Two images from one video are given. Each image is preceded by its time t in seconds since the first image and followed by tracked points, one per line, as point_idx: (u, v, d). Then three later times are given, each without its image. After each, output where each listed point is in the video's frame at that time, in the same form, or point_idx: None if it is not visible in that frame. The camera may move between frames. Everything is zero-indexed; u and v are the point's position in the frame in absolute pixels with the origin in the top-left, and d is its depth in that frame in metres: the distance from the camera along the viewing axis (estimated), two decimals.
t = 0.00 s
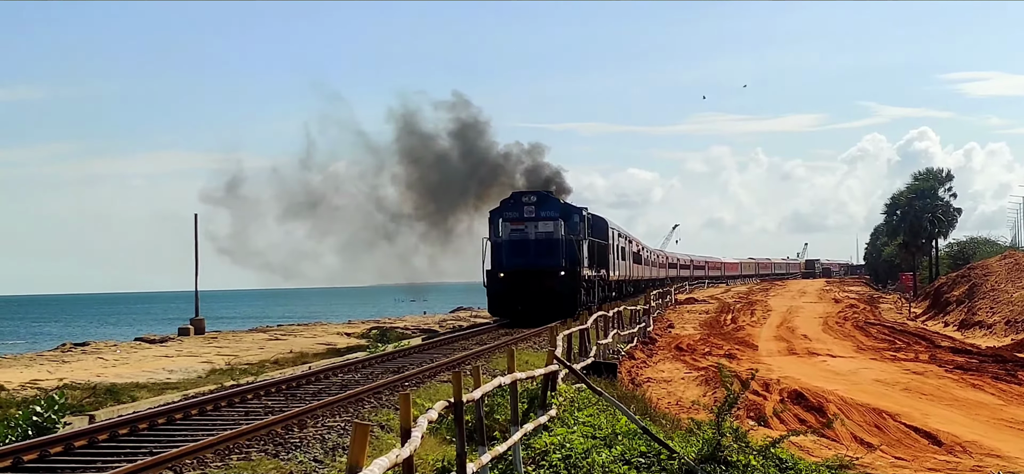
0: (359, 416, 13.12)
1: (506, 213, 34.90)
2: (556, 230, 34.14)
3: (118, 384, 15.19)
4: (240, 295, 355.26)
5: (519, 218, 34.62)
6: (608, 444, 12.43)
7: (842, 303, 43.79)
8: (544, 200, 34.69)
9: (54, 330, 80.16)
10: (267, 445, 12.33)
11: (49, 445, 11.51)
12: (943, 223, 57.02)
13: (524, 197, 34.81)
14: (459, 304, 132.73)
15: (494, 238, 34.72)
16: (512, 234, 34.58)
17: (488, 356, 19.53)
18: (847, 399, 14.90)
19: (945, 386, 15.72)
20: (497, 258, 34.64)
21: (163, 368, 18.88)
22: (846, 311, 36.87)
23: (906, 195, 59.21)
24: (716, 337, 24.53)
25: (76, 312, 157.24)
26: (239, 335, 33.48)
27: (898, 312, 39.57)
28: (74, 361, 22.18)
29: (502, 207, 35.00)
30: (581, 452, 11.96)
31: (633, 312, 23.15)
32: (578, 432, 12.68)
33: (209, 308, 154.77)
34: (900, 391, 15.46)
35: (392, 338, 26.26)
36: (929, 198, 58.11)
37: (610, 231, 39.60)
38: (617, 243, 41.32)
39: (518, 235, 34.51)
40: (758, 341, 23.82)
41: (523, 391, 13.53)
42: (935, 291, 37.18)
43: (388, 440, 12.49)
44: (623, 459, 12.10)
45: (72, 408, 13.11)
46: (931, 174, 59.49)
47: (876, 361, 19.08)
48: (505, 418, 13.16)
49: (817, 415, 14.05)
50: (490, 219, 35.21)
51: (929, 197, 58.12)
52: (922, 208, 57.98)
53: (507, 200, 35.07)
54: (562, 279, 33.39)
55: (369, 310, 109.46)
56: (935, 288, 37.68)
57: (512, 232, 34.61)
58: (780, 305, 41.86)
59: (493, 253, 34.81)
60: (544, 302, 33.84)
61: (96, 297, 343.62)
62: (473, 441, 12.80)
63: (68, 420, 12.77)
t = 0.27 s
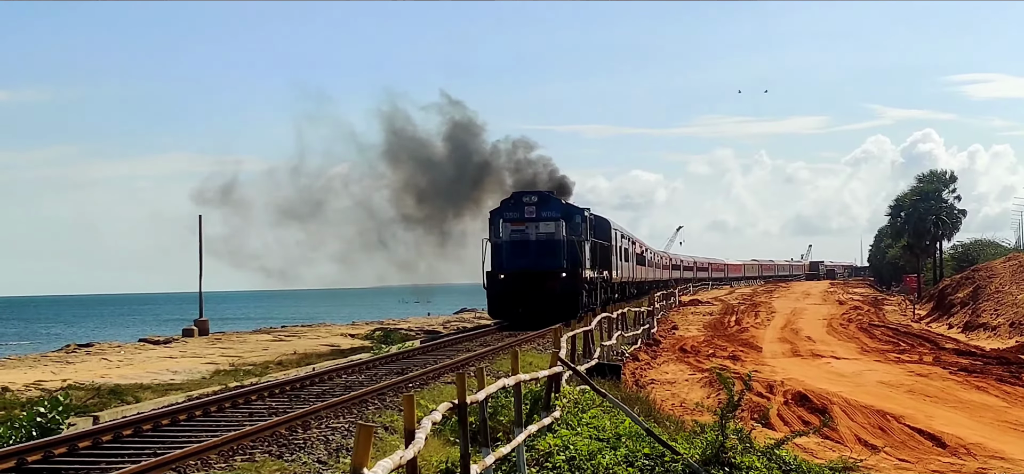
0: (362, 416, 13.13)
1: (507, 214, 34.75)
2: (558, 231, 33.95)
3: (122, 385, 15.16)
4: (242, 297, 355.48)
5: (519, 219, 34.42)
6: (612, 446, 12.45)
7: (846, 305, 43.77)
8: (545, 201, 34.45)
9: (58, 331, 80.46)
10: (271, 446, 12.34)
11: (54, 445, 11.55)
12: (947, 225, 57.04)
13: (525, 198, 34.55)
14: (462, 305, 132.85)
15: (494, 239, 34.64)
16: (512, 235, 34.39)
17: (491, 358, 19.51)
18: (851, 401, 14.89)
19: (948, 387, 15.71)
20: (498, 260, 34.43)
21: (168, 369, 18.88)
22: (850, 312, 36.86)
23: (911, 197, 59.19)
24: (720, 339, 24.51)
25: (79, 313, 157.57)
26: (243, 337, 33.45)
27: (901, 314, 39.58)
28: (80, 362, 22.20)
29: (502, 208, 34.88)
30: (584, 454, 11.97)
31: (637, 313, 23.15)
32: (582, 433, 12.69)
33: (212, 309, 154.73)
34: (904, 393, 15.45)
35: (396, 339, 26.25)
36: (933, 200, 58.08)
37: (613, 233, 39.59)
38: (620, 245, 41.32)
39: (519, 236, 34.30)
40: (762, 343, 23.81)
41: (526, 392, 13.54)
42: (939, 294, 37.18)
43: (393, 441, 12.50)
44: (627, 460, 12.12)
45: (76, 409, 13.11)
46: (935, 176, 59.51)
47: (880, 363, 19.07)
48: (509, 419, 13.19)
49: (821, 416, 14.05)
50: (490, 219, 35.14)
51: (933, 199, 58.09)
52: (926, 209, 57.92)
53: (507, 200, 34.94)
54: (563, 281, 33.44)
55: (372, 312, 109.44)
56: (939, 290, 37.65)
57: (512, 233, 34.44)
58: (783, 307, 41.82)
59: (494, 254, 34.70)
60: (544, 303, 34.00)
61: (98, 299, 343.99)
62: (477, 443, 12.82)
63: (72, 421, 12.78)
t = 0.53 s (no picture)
0: (374, 411, 13.48)
1: (511, 213, 35.12)
2: (561, 230, 34.25)
3: (140, 379, 15.51)
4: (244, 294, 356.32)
5: (523, 218, 34.76)
6: (617, 440, 12.79)
7: (846, 304, 44.11)
8: (549, 200, 34.74)
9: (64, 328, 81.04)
10: (285, 439, 12.70)
11: (73, 439, 12.04)
12: (945, 226, 57.31)
13: (528, 197, 34.86)
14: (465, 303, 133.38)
15: (498, 238, 34.94)
16: (516, 234, 34.70)
17: (500, 354, 19.85)
18: (850, 397, 15.21)
19: (946, 385, 16.04)
20: (501, 258, 34.66)
21: (184, 364, 19.24)
22: (849, 311, 37.22)
23: (910, 199, 59.45)
24: (723, 337, 24.83)
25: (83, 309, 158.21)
26: (256, 332, 33.89)
27: (899, 312, 39.91)
28: (98, 356, 22.58)
29: (507, 207, 35.26)
30: (590, 448, 12.31)
31: (641, 312, 23.48)
32: (587, 428, 13.04)
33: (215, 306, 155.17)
34: (903, 390, 15.76)
35: (406, 336, 26.58)
36: (931, 201, 58.28)
37: (616, 232, 39.94)
38: (624, 244, 41.68)
39: (522, 235, 34.63)
40: (764, 340, 24.15)
41: (534, 387, 13.88)
42: (936, 293, 37.56)
43: (403, 435, 12.85)
44: (632, 454, 12.46)
45: (95, 403, 13.48)
46: (932, 178, 59.79)
47: (878, 361, 19.39)
48: (516, 414, 13.54)
49: (821, 413, 14.37)
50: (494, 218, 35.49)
51: (931, 201, 58.29)
52: (924, 211, 58.12)
53: (512, 200, 35.30)
54: (567, 280, 33.63)
55: (375, 310, 109.82)
56: (937, 290, 37.97)
57: (516, 232, 34.74)
58: (784, 305, 42.16)
59: (498, 253, 34.90)
60: (548, 302, 34.26)
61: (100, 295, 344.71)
62: (485, 437, 13.17)
63: (91, 415, 13.15)
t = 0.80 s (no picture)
0: (394, 400, 14.68)
1: (516, 217, 36.38)
2: (564, 233, 35.39)
3: (180, 371, 16.73)
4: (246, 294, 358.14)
5: (528, 222, 35.99)
6: (617, 427, 13.96)
7: (828, 302, 45.46)
8: (552, 205, 36.16)
9: (75, 326, 82.67)
10: (313, 425, 13.89)
11: (119, 424, 13.28)
12: (919, 231, 58.50)
13: (533, 202, 36.26)
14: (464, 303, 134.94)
15: (504, 241, 36.08)
16: (521, 237, 35.96)
17: (510, 348, 21.12)
18: (832, 389, 16.38)
19: (919, 377, 17.22)
20: (506, 259, 35.95)
21: (220, 356, 20.52)
22: (833, 309, 38.53)
23: (885, 206, 60.68)
24: (714, 333, 26.06)
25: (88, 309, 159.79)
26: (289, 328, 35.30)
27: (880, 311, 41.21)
28: (140, 349, 23.88)
29: (512, 211, 36.51)
30: (593, 434, 13.48)
31: (640, 309, 24.61)
32: (590, 416, 14.22)
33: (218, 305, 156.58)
34: (880, 382, 16.94)
35: (423, 330, 27.73)
36: (905, 209, 59.46)
37: (616, 234, 41.18)
38: (623, 246, 42.96)
39: (527, 238, 35.88)
40: (752, 336, 25.40)
41: (541, 379, 15.09)
42: (913, 292, 38.82)
43: (421, 422, 14.04)
44: (631, 440, 13.62)
45: (138, 392, 14.69)
46: (907, 188, 60.72)
47: (858, 355, 20.59)
48: (525, 403, 14.74)
49: (805, 403, 15.54)
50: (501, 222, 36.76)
51: (905, 208, 59.47)
52: (899, 218, 59.27)
53: (517, 204, 36.58)
54: (570, 281, 34.68)
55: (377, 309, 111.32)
56: (911, 291, 39.22)
57: (521, 235, 35.98)
58: (773, 304, 43.46)
59: (504, 255, 36.17)
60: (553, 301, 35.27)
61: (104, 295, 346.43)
62: (496, 424, 14.37)
63: (135, 403, 14.36)
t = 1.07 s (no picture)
0: (408, 393, 15.42)
1: (519, 218, 37.13)
2: (566, 233, 35.94)
3: (204, 366, 17.50)
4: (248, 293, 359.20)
5: (531, 222, 36.66)
6: (621, 419, 14.69)
7: (820, 299, 46.28)
8: (555, 206, 36.94)
9: (83, 325, 83.71)
10: (331, 417, 14.62)
11: (147, 416, 14.00)
12: (907, 231, 58.99)
13: (537, 203, 37.12)
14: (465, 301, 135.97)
15: (508, 241, 36.80)
16: (525, 237, 36.54)
17: (518, 343, 21.94)
18: (824, 381, 17.12)
19: (908, 370, 17.94)
20: (511, 258, 36.55)
21: (243, 352, 21.33)
22: (826, 306, 39.32)
23: (875, 207, 61.37)
24: (712, 328, 26.81)
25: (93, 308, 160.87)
26: (309, 325, 36.22)
27: (870, 307, 42.02)
28: (167, 345, 24.74)
29: (516, 212, 37.27)
30: (598, 425, 14.21)
31: (641, 306, 25.24)
32: (595, 407, 14.96)
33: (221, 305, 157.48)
34: (870, 375, 17.67)
35: (436, 326, 28.47)
36: (893, 210, 60.17)
37: (617, 234, 41.92)
38: (624, 245, 43.77)
39: (531, 238, 36.45)
40: (749, 331, 26.16)
41: (547, 372, 15.84)
42: (901, 289, 39.56)
43: (434, 414, 14.76)
44: (634, 431, 14.35)
45: (165, 386, 15.44)
46: (896, 191, 61.37)
47: (850, 349, 21.33)
48: (532, 396, 15.49)
49: (799, 395, 16.27)
50: (506, 223, 37.52)
51: (893, 209, 60.16)
52: (887, 219, 59.94)
53: (521, 206, 37.36)
54: (571, 280, 35.34)
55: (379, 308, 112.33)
56: (900, 287, 39.99)
57: (525, 235, 36.59)
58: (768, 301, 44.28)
59: (507, 254, 36.84)
60: (555, 299, 36.01)
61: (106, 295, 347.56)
62: (505, 415, 15.11)
63: (162, 396, 15.12)
